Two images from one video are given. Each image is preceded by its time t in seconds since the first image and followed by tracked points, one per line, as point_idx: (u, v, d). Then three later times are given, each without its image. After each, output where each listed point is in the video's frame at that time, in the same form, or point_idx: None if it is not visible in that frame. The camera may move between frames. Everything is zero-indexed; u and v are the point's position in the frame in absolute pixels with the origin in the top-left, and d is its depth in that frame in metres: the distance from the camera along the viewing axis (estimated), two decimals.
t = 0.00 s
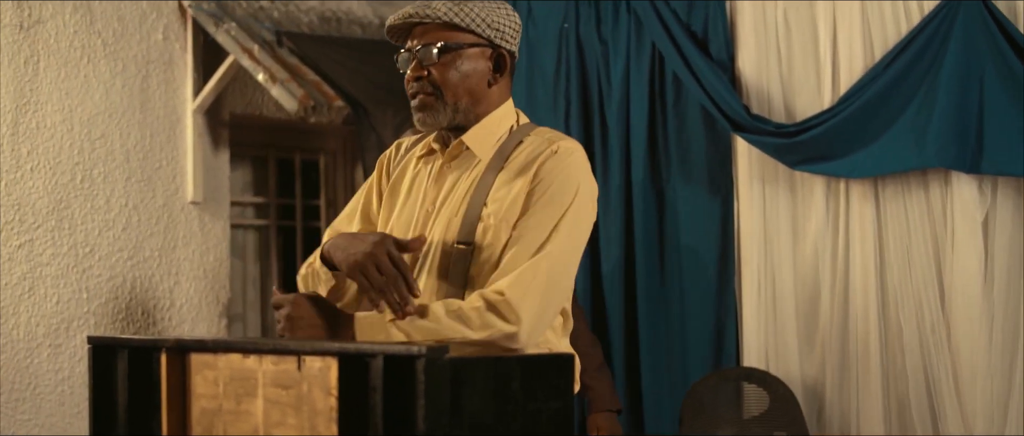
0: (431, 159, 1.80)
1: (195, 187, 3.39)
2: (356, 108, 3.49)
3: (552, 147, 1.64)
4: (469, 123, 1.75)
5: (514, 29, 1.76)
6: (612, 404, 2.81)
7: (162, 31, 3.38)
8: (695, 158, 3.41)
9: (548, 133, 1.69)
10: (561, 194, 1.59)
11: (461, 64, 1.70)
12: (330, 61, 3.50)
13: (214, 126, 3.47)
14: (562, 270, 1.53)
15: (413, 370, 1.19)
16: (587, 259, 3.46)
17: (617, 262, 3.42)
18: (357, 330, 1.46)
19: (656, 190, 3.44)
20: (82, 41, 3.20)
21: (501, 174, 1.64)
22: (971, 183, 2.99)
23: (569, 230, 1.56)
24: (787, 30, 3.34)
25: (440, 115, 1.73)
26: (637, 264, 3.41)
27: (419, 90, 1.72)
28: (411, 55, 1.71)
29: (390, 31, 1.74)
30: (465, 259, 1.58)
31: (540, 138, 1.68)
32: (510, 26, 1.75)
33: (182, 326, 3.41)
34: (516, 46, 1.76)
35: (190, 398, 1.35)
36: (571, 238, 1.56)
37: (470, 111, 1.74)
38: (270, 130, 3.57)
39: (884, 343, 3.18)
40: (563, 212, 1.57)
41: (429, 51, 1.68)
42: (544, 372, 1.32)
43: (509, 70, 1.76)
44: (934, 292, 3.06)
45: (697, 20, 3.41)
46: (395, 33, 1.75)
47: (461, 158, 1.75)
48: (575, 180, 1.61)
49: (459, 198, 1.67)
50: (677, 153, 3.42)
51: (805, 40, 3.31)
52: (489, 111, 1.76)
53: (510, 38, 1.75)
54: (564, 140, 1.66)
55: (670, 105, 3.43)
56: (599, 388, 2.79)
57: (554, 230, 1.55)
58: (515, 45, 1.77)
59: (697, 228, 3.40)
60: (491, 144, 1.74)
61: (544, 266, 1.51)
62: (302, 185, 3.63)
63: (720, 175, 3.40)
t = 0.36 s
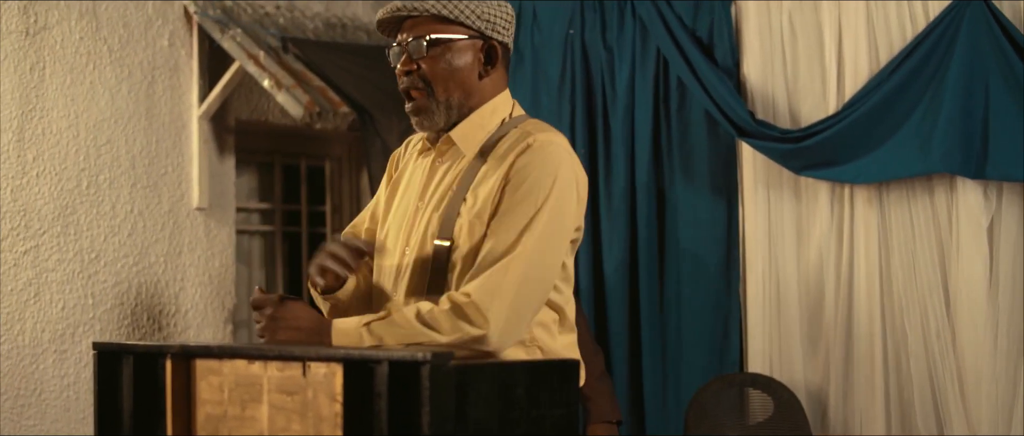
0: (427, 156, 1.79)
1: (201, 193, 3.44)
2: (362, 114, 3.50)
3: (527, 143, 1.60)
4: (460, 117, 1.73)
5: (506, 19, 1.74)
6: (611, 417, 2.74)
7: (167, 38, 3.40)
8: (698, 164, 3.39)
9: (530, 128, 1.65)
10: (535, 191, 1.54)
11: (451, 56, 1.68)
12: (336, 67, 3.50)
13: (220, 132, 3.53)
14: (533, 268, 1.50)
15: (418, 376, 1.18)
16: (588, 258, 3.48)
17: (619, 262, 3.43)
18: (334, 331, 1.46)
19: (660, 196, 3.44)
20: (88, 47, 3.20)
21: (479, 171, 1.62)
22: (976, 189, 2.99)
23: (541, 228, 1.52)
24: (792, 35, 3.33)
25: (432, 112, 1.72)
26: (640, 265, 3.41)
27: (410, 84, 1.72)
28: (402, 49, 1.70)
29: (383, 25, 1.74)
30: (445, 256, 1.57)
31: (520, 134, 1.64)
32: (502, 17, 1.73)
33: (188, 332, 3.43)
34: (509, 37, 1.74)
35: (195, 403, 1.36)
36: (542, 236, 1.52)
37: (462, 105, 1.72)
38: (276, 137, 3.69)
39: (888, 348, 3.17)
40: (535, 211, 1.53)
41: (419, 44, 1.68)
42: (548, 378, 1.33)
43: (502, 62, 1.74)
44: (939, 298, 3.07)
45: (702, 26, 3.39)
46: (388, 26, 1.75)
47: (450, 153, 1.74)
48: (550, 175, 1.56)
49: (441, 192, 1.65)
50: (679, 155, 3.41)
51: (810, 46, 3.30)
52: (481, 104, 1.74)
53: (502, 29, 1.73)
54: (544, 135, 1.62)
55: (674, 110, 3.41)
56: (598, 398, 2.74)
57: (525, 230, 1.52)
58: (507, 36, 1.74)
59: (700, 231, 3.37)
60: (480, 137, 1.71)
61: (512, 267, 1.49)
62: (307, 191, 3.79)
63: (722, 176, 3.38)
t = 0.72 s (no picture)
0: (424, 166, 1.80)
1: (208, 194, 3.44)
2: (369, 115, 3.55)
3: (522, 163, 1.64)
4: (464, 130, 1.73)
5: (509, 30, 1.73)
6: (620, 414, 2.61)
7: (174, 39, 3.40)
8: (703, 165, 3.38)
9: (525, 147, 1.68)
10: (531, 209, 1.57)
11: (454, 67, 1.67)
12: (341, 67, 3.56)
13: (227, 133, 3.53)
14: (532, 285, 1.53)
15: (427, 377, 1.18)
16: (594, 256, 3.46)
17: (626, 262, 3.42)
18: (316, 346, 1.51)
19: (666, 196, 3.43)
20: (95, 49, 3.20)
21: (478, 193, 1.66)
22: (983, 189, 2.98)
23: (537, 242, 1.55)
24: (800, 36, 3.32)
25: (435, 124, 1.71)
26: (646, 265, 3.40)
27: (412, 95, 1.70)
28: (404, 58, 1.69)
29: (384, 32, 1.72)
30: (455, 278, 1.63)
31: (515, 153, 1.67)
32: (505, 27, 1.72)
33: (195, 333, 3.44)
34: (512, 48, 1.74)
35: (204, 403, 1.35)
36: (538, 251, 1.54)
37: (465, 117, 1.72)
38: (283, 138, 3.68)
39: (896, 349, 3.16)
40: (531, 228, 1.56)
41: (421, 53, 1.66)
42: (555, 380, 1.32)
43: (504, 73, 1.74)
44: (947, 299, 3.05)
45: (709, 27, 3.37)
46: (388, 34, 1.73)
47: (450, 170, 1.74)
48: (546, 193, 1.59)
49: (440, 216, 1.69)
50: (683, 153, 3.39)
51: (818, 47, 3.29)
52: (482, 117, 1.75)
53: (505, 39, 1.73)
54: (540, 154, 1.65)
55: (680, 112, 3.40)
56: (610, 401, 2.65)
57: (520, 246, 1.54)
58: (511, 47, 1.74)
59: (704, 230, 3.37)
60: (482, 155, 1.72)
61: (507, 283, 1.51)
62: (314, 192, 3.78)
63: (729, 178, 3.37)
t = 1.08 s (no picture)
0: (412, 197, 1.70)
1: (213, 194, 3.46)
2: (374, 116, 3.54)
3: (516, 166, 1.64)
4: (450, 161, 1.65)
5: (493, 53, 1.62)
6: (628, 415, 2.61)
7: (180, 39, 3.41)
8: (707, 168, 3.36)
9: (515, 149, 1.69)
10: (530, 210, 1.59)
11: (436, 97, 1.58)
12: (346, 69, 3.62)
13: (232, 133, 3.54)
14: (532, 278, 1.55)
15: (432, 378, 1.18)
16: (598, 254, 3.49)
17: (630, 263, 3.44)
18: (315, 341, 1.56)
19: (671, 196, 3.43)
20: (100, 49, 3.20)
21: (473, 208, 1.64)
22: (988, 189, 2.97)
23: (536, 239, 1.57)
24: (805, 38, 3.30)
25: (420, 158, 1.62)
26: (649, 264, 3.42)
27: (392, 126, 1.62)
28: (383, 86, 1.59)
29: (360, 59, 1.61)
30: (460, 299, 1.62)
31: (506, 155, 1.68)
32: (489, 51, 1.62)
33: (200, 333, 3.45)
34: (496, 73, 1.64)
35: (209, 404, 1.35)
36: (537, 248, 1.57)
37: (450, 148, 1.64)
38: (288, 139, 3.76)
39: (901, 349, 3.15)
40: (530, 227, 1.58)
41: (401, 83, 1.57)
42: (560, 380, 1.32)
43: (490, 100, 1.65)
44: (951, 298, 3.05)
45: (714, 27, 3.36)
46: (364, 61, 1.62)
47: (445, 201, 1.67)
48: (544, 192, 1.61)
49: (443, 247, 1.64)
50: (688, 154, 3.38)
51: (822, 47, 3.27)
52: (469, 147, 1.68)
53: (490, 64, 1.62)
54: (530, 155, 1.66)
55: (685, 114, 3.38)
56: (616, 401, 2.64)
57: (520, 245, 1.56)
58: (495, 71, 1.64)
59: (709, 228, 3.35)
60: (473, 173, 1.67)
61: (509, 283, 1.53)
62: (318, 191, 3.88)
63: (731, 172, 3.35)
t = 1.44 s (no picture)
0: (400, 211, 1.67)
1: (224, 194, 3.47)
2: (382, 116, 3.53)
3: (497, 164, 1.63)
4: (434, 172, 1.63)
5: (473, 68, 1.63)
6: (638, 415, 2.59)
7: (190, 40, 3.42)
8: (718, 168, 3.35)
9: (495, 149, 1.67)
10: (513, 206, 1.57)
11: (417, 111, 1.58)
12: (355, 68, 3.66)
13: (242, 134, 3.54)
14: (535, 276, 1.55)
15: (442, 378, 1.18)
16: (609, 254, 3.48)
17: (640, 263, 3.44)
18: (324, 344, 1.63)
19: (681, 196, 3.43)
20: (111, 50, 3.21)
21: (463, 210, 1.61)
22: (1000, 189, 2.96)
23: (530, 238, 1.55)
24: (815, 37, 3.29)
25: (397, 168, 1.61)
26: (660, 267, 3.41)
27: (372, 140, 1.61)
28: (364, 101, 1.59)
29: (340, 74, 1.61)
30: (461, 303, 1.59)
31: (487, 155, 1.66)
32: (469, 65, 1.62)
33: (210, 334, 3.45)
34: (475, 86, 1.65)
35: (220, 404, 1.35)
36: (530, 248, 1.55)
37: (431, 160, 1.62)
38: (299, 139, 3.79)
39: (914, 350, 3.12)
40: (518, 223, 1.55)
41: (382, 98, 1.57)
42: (572, 381, 1.32)
43: (471, 113, 1.65)
44: (962, 298, 3.03)
45: (724, 27, 3.36)
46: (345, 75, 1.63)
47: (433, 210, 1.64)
48: (530, 185, 1.59)
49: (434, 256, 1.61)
50: (698, 154, 3.36)
51: (832, 47, 3.25)
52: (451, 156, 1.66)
53: (469, 78, 1.63)
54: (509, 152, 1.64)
55: (695, 114, 3.37)
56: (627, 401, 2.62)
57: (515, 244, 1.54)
58: (475, 84, 1.65)
59: (721, 227, 3.33)
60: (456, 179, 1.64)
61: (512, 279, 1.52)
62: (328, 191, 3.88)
63: (742, 173, 3.34)
